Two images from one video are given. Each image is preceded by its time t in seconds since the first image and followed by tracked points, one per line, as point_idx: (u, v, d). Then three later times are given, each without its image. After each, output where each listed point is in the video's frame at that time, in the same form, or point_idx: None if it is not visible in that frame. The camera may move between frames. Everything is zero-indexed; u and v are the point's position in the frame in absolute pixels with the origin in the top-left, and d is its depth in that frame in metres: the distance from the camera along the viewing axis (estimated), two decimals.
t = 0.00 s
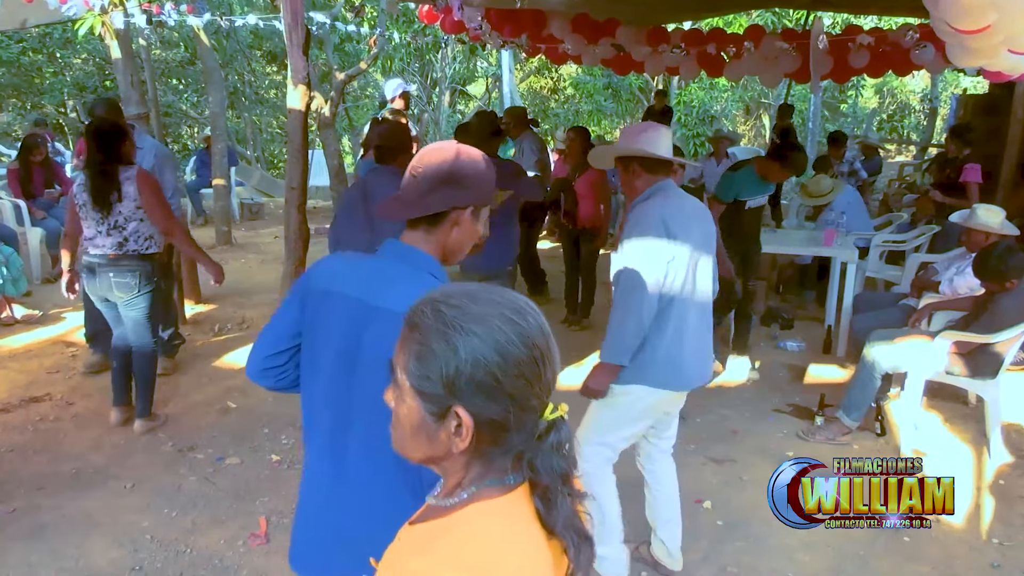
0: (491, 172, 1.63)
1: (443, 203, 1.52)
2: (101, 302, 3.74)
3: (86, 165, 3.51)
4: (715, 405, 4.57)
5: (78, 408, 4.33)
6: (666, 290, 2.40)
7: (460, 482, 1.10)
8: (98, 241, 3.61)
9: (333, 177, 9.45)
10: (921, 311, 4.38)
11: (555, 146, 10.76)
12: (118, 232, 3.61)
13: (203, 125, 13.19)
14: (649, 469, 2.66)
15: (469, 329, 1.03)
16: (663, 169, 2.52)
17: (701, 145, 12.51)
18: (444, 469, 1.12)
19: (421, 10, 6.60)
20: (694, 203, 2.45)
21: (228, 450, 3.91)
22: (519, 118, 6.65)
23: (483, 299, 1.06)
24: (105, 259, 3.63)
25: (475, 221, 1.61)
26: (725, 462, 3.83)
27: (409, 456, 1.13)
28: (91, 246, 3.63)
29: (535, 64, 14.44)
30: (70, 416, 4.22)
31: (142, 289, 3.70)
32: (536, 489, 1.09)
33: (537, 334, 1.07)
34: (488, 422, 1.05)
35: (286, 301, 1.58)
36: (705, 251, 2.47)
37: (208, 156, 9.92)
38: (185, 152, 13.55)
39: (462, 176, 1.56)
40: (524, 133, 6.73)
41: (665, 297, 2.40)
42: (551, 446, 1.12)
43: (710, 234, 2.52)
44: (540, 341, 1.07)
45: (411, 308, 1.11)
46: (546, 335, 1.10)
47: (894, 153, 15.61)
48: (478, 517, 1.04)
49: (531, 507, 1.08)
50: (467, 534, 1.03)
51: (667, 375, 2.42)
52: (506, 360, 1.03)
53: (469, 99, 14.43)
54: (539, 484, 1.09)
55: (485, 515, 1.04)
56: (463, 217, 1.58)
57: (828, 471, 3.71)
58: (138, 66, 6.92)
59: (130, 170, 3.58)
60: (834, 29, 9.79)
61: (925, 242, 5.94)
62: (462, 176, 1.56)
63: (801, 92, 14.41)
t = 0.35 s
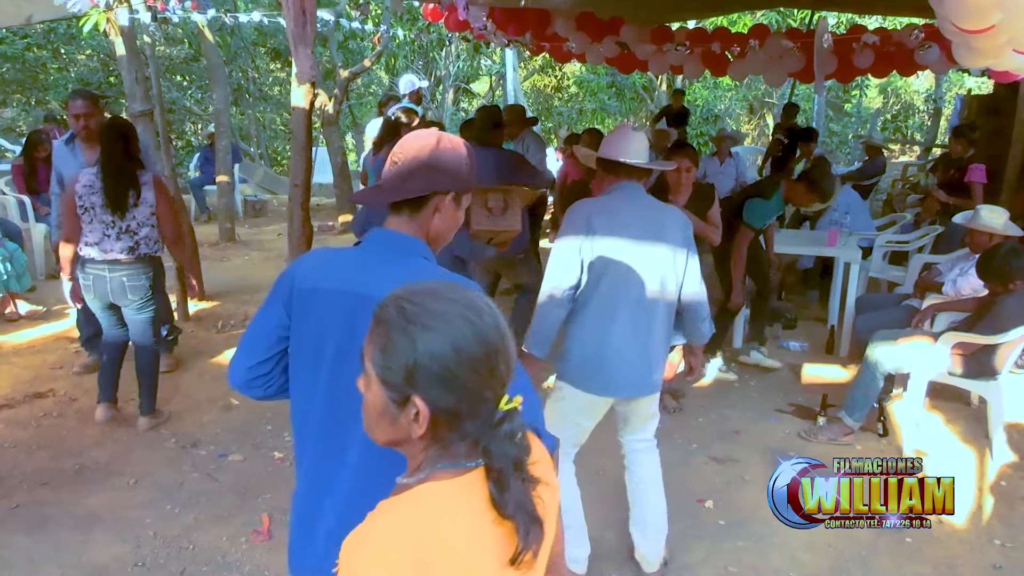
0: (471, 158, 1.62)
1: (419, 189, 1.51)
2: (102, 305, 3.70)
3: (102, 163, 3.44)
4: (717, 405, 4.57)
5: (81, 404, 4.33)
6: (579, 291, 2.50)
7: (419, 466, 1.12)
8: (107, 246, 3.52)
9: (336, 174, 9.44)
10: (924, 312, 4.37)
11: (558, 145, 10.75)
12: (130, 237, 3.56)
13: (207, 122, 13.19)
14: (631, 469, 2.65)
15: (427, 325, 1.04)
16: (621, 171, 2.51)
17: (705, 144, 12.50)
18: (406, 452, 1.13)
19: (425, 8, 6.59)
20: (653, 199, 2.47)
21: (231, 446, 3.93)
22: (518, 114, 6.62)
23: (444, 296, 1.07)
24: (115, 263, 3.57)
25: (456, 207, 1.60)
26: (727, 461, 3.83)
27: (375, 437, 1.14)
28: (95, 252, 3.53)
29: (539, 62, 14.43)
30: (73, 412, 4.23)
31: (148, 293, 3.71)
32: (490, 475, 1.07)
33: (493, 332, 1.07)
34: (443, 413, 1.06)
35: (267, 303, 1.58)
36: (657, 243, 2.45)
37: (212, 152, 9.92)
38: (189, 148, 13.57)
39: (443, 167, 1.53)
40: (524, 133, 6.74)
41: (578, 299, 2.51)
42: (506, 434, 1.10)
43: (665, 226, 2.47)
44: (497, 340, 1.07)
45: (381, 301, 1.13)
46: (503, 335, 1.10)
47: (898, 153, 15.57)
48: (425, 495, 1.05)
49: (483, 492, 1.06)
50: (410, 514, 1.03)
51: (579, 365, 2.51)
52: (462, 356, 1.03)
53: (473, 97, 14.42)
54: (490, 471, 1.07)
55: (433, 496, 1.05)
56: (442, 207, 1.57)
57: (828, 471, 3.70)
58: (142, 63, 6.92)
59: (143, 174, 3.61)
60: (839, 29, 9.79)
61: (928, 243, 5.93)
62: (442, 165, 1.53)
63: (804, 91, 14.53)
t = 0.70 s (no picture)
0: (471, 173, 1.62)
1: (421, 206, 1.52)
2: (81, 312, 3.52)
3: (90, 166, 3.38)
4: (719, 405, 4.56)
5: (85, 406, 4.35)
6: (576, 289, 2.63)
7: (345, 446, 1.09)
8: (86, 251, 3.43)
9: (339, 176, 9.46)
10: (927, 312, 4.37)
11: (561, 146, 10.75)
12: (110, 245, 3.47)
13: (210, 124, 13.25)
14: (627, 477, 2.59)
15: (345, 306, 1.03)
16: (630, 164, 2.52)
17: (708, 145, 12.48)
18: (332, 433, 1.11)
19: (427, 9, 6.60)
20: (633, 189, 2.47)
21: (235, 448, 3.93)
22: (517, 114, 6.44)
23: (363, 281, 1.06)
24: (96, 270, 3.45)
25: (457, 223, 1.61)
26: (730, 462, 3.82)
27: (301, 418, 1.12)
28: (76, 257, 3.44)
29: (542, 64, 14.44)
30: (77, 414, 4.25)
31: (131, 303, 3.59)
32: (414, 454, 1.05)
33: (413, 315, 1.06)
34: (364, 393, 1.04)
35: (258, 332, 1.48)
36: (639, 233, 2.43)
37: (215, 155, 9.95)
38: (192, 150, 13.61)
39: (443, 182, 1.54)
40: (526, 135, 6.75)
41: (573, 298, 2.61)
42: (426, 413, 1.08)
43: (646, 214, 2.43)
44: (418, 322, 1.06)
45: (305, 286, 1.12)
46: (427, 319, 1.09)
47: (901, 153, 15.55)
48: (354, 473, 1.01)
49: (409, 468, 1.04)
50: (340, 494, 0.98)
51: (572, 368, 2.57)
52: (381, 338, 1.02)
53: (476, 99, 14.44)
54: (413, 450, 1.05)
55: (361, 472, 1.01)
56: (444, 222, 1.57)
57: (828, 471, 3.70)
58: (145, 66, 6.94)
59: (130, 182, 3.54)
60: (841, 29, 9.78)
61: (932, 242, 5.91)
62: (444, 181, 1.55)
63: (806, 91, 14.52)
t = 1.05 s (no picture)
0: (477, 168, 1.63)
1: (424, 206, 1.52)
2: (78, 315, 3.53)
3: (73, 167, 3.35)
4: (722, 405, 4.55)
5: (88, 409, 4.36)
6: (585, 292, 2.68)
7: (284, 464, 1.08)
8: (79, 253, 3.43)
9: (341, 177, 9.48)
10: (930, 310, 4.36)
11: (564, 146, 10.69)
12: (101, 247, 3.44)
13: (213, 126, 13.29)
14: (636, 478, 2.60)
15: (266, 326, 1.01)
16: (636, 168, 2.53)
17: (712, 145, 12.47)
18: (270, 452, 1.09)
19: (428, 11, 6.61)
20: (622, 192, 2.52)
21: (237, 450, 3.94)
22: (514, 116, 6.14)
23: (280, 297, 1.03)
24: (93, 272, 3.44)
25: (462, 223, 1.61)
26: (733, 461, 3.82)
27: (236, 440, 1.10)
28: (71, 259, 3.43)
29: (544, 64, 14.45)
30: (80, 417, 4.25)
31: (128, 304, 3.57)
32: (351, 466, 1.06)
33: (338, 329, 1.03)
34: (291, 410, 1.03)
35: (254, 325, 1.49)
36: (626, 233, 2.47)
37: (218, 158, 9.98)
38: (195, 153, 13.65)
39: (448, 182, 1.55)
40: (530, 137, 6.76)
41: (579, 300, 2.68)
42: (357, 424, 1.07)
43: (622, 220, 2.48)
44: (342, 334, 1.04)
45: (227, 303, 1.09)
46: (354, 330, 1.06)
47: (904, 151, 15.54)
48: (296, 491, 1.02)
49: (348, 480, 1.06)
50: (288, 513, 1.00)
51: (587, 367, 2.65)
52: (304, 354, 1.00)
53: (478, 100, 14.47)
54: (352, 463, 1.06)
55: (305, 489, 1.03)
56: (447, 221, 1.57)
57: (829, 472, 3.68)
58: (147, 69, 6.97)
59: (116, 182, 3.47)
60: (843, 27, 9.77)
61: (935, 240, 5.88)
62: (449, 181, 1.55)
63: (808, 89, 14.51)
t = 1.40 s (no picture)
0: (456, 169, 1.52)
1: (382, 209, 1.45)
2: (84, 317, 3.48)
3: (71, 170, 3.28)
4: (722, 403, 4.55)
5: (87, 409, 4.35)
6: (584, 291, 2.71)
7: (310, 451, 1.10)
8: (81, 259, 3.36)
9: (339, 176, 9.47)
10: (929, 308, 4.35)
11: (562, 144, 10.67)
12: (105, 250, 3.37)
13: (211, 126, 13.29)
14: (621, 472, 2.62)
15: (287, 312, 1.01)
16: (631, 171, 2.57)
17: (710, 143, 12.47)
18: (290, 442, 1.10)
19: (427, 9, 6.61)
20: (607, 194, 2.53)
21: (236, 450, 3.93)
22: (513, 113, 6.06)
23: (292, 283, 1.04)
24: (95, 277, 3.38)
25: (436, 229, 1.52)
26: (733, 460, 3.82)
27: (251, 435, 1.09)
28: (74, 263, 3.39)
29: (542, 63, 14.45)
30: (79, 417, 4.25)
31: (137, 305, 3.51)
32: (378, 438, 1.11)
33: (355, 309, 1.05)
34: (320, 393, 1.04)
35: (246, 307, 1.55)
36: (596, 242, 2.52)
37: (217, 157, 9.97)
38: (193, 152, 13.65)
39: (411, 184, 1.46)
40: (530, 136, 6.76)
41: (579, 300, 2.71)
42: (381, 401, 1.11)
43: (606, 219, 2.48)
44: (357, 311, 1.05)
45: (234, 298, 1.08)
46: (366, 308, 1.08)
47: (902, 149, 15.53)
48: (341, 478, 1.06)
49: (380, 453, 1.11)
50: (335, 504, 1.04)
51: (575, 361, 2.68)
52: (328, 335, 1.01)
53: (476, 98, 14.46)
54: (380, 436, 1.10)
55: (348, 475, 1.07)
56: (415, 225, 1.49)
57: (829, 472, 3.68)
58: (145, 68, 6.95)
59: (114, 183, 3.36)
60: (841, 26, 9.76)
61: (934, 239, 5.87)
62: (413, 183, 1.46)
63: (807, 88, 14.51)
